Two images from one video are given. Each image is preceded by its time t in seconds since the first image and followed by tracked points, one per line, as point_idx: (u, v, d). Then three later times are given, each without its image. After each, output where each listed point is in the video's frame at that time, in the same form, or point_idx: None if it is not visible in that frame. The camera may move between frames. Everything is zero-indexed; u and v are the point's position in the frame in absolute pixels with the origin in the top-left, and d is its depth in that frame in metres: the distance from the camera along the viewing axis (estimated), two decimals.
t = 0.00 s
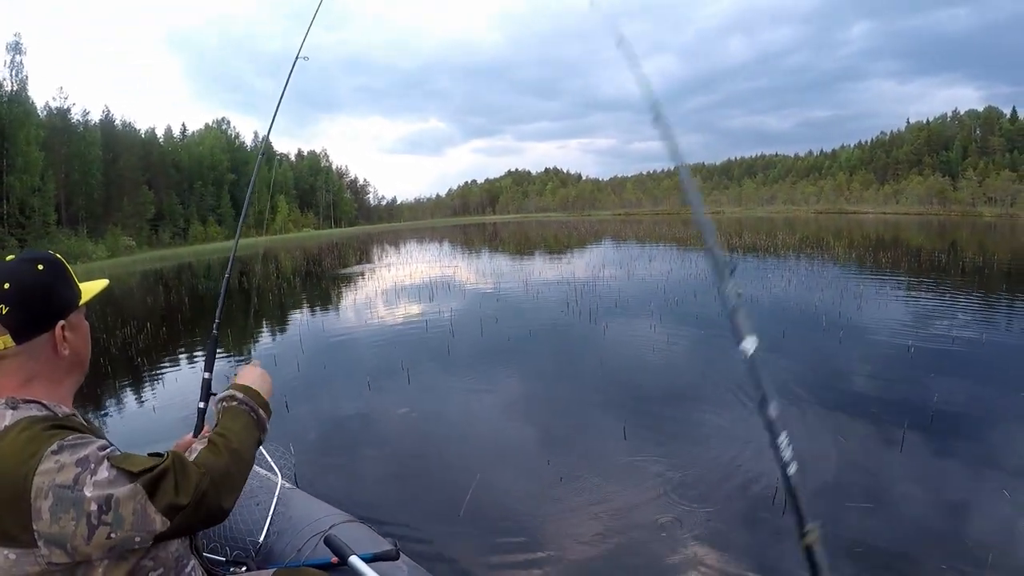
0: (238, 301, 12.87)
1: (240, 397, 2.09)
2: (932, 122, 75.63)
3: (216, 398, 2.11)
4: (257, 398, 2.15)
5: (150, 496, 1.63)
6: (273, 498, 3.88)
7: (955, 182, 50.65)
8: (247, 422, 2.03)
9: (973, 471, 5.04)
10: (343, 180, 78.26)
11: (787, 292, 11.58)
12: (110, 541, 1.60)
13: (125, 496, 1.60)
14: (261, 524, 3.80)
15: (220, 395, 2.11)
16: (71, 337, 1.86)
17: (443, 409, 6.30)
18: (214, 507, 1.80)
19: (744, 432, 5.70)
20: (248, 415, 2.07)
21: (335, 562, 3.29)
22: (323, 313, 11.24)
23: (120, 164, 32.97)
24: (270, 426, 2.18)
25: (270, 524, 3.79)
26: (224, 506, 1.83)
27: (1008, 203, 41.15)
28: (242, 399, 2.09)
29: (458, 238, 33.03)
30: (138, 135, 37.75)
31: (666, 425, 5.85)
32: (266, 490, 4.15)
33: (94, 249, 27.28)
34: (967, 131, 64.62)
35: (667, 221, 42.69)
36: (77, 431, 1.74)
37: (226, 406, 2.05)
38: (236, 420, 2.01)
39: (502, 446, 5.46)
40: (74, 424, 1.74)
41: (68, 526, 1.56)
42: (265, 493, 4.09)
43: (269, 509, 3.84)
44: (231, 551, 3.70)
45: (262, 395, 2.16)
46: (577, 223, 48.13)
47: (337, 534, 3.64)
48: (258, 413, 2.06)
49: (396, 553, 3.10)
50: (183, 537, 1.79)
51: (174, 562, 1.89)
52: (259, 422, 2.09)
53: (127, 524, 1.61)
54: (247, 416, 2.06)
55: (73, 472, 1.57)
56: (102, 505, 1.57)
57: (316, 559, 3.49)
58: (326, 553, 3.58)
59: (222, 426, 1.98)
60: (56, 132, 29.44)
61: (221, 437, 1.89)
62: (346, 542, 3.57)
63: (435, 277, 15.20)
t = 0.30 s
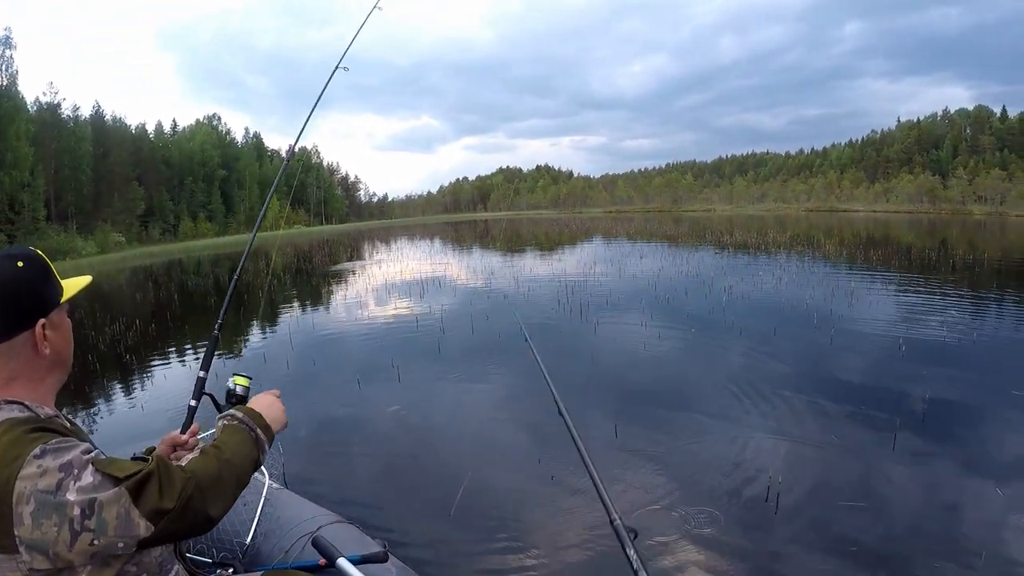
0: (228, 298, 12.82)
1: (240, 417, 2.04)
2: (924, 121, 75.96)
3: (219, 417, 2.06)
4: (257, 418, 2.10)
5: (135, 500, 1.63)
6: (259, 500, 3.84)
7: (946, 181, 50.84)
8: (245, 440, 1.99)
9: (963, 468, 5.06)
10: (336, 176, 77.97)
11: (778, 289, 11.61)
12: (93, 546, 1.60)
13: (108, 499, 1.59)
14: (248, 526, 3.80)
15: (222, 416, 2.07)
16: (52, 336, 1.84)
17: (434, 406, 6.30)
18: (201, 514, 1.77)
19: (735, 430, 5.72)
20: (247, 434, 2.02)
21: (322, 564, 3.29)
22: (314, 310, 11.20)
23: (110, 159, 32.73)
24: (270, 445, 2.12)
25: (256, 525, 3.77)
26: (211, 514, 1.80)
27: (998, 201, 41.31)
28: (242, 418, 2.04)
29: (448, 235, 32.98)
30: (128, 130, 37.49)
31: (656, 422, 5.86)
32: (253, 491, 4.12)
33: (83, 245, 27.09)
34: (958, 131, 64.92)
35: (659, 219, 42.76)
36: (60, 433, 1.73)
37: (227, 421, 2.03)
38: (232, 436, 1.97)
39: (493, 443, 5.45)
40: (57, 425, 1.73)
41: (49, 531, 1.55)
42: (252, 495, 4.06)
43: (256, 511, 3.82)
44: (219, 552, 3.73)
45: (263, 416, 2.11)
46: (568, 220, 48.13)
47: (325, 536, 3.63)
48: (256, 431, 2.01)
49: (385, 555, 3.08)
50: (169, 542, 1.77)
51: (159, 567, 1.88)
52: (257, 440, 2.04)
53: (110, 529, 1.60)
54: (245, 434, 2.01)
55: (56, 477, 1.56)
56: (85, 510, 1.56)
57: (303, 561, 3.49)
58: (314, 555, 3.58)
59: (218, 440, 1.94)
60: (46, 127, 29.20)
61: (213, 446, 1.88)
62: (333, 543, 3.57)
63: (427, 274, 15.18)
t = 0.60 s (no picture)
0: (216, 297, 12.76)
1: (204, 407, 2.08)
2: (914, 125, 76.45)
3: (181, 406, 2.09)
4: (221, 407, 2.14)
5: (121, 504, 1.61)
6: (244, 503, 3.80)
7: (936, 185, 51.15)
8: (215, 432, 2.02)
9: (951, 473, 5.10)
10: (326, 175, 77.74)
11: (767, 293, 11.67)
12: (77, 550, 1.59)
13: (94, 503, 1.58)
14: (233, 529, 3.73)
15: (183, 406, 2.09)
16: (36, 334, 1.82)
17: (421, 408, 6.29)
18: (186, 516, 1.77)
19: (722, 433, 5.74)
20: (214, 423, 2.07)
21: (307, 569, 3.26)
22: (303, 309, 11.17)
23: (100, 155, 32.54)
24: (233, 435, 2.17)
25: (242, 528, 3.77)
26: (196, 515, 1.80)
27: (986, 207, 41.57)
28: (206, 408, 2.08)
29: (437, 236, 32.96)
30: (118, 126, 37.26)
31: (644, 426, 5.87)
32: (238, 493, 4.11)
33: (71, 241, 26.89)
34: (947, 135, 65.42)
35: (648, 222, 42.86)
36: (45, 434, 1.74)
37: (191, 414, 2.05)
38: (203, 431, 2.00)
39: (480, 446, 5.45)
40: (42, 426, 1.73)
41: (34, 534, 1.56)
42: (237, 498, 4.04)
43: (241, 514, 3.76)
44: (203, 557, 3.62)
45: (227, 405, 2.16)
46: (557, 222, 48.15)
47: (309, 540, 3.63)
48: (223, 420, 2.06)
49: (371, 561, 3.04)
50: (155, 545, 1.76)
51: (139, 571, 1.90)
52: (223, 429, 2.09)
53: (96, 532, 1.58)
54: (212, 424, 2.06)
55: (41, 480, 1.56)
56: (71, 513, 1.55)
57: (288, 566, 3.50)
58: (298, 559, 3.58)
59: (189, 435, 1.96)
60: (36, 121, 28.99)
61: (188, 445, 1.87)
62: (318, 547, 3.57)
63: (416, 274, 15.16)
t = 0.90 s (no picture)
0: (202, 294, 12.67)
1: (181, 397, 1.97)
2: (904, 130, 77.07)
3: (156, 401, 1.98)
4: (198, 396, 2.03)
5: (108, 489, 1.58)
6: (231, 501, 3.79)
7: (924, 190, 51.55)
8: (194, 420, 1.93)
9: (938, 476, 5.11)
10: (316, 174, 77.55)
11: (755, 294, 11.71)
12: (70, 541, 1.56)
13: (84, 489, 1.55)
14: (219, 527, 3.74)
15: (160, 398, 1.98)
16: (17, 331, 1.72)
17: (408, 406, 6.26)
18: (172, 498, 1.74)
19: (712, 434, 5.75)
20: (192, 413, 1.97)
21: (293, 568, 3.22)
22: (290, 307, 11.11)
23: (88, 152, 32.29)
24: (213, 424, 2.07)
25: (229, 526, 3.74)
26: (181, 496, 1.77)
27: (973, 211, 41.92)
28: (184, 398, 1.97)
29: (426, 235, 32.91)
30: (106, 123, 36.99)
31: (632, 426, 5.85)
32: (225, 491, 4.06)
33: (58, 238, 26.68)
34: (936, 140, 65.99)
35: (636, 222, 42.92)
36: (31, 431, 1.68)
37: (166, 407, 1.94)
38: (182, 419, 1.91)
39: (468, 445, 5.43)
40: (27, 423, 1.66)
41: (26, 530, 1.51)
42: (223, 495, 4.00)
43: (227, 512, 3.76)
44: (189, 554, 3.67)
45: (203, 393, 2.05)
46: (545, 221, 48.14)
47: (296, 539, 3.58)
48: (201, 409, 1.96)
49: (357, 560, 2.98)
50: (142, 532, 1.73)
51: (128, 568, 1.86)
52: (202, 419, 1.98)
53: (86, 520, 1.55)
54: (190, 414, 1.95)
55: (32, 473, 1.53)
56: (62, 502, 1.52)
57: (274, 565, 3.45)
58: (284, 558, 3.52)
59: (168, 425, 1.87)
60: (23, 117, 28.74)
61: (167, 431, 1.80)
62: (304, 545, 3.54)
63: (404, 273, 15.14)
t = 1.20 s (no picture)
0: (196, 288, 12.63)
1: (182, 407, 2.05)
2: (900, 131, 77.24)
3: (160, 407, 2.07)
4: (199, 407, 2.12)
5: (101, 498, 1.59)
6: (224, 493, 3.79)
7: (919, 192, 51.74)
8: (194, 430, 2.01)
9: (928, 478, 5.15)
10: (311, 168, 77.33)
11: (749, 294, 11.75)
12: (57, 546, 1.56)
13: (74, 497, 1.55)
14: (212, 520, 3.75)
15: (164, 405, 2.08)
16: (13, 324, 1.73)
17: (401, 403, 6.27)
18: (164, 510, 1.75)
19: (704, 433, 5.77)
20: (194, 423, 2.05)
21: (286, 561, 3.24)
22: (283, 302, 11.10)
23: (82, 144, 32.13)
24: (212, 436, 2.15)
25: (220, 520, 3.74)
26: (173, 510, 1.78)
27: (967, 214, 42.12)
28: (185, 407, 2.06)
29: (420, 231, 32.89)
30: (101, 114, 36.81)
31: (625, 424, 5.87)
32: (217, 484, 4.07)
33: (52, 229, 26.57)
34: (931, 142, 66.18)
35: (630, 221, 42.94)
36: (24, 428, 1.67)
37: (169, 415, 2.03)
38: (182, 430, 1.97)
39: (460, 442, 5.44)
40: (19, 419, 1.66)
41: (13, 530, 1.51)
42: (216, 488, 4.00)
43: (220, 504, 3.77)
44: (180, 547, 3.64)
45: (206, 405, 2.14)
46: (539, 219, 48.14)
47: (288, 533, 3.59)
48: (203, 420, 2.04)
49: (350, 553, 3.07)
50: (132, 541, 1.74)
51: (120, 563, 1.86)
52: (204, 430, 2.06)
53: (76, 526, 1.56)
54: (191, 423, 2.03)
55: (22, 475, 1.53)
56: (52, 508, 1.53)
57: (266, 558, 3.44)
58: (277, 551, 3.53)
59: (167, 432, 1.94)
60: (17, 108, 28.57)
61: (167, 442, 1.85)
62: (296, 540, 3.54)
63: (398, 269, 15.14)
